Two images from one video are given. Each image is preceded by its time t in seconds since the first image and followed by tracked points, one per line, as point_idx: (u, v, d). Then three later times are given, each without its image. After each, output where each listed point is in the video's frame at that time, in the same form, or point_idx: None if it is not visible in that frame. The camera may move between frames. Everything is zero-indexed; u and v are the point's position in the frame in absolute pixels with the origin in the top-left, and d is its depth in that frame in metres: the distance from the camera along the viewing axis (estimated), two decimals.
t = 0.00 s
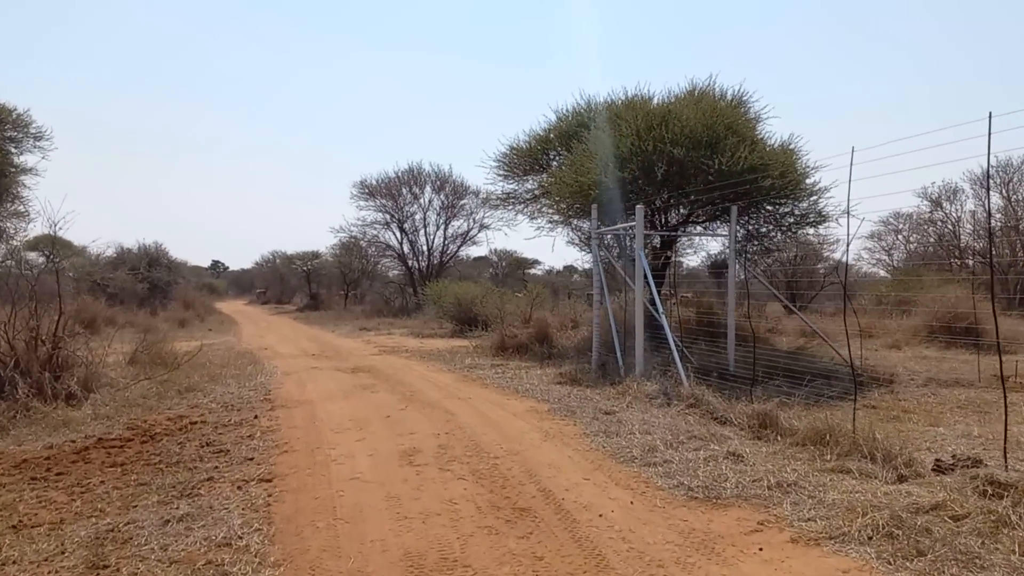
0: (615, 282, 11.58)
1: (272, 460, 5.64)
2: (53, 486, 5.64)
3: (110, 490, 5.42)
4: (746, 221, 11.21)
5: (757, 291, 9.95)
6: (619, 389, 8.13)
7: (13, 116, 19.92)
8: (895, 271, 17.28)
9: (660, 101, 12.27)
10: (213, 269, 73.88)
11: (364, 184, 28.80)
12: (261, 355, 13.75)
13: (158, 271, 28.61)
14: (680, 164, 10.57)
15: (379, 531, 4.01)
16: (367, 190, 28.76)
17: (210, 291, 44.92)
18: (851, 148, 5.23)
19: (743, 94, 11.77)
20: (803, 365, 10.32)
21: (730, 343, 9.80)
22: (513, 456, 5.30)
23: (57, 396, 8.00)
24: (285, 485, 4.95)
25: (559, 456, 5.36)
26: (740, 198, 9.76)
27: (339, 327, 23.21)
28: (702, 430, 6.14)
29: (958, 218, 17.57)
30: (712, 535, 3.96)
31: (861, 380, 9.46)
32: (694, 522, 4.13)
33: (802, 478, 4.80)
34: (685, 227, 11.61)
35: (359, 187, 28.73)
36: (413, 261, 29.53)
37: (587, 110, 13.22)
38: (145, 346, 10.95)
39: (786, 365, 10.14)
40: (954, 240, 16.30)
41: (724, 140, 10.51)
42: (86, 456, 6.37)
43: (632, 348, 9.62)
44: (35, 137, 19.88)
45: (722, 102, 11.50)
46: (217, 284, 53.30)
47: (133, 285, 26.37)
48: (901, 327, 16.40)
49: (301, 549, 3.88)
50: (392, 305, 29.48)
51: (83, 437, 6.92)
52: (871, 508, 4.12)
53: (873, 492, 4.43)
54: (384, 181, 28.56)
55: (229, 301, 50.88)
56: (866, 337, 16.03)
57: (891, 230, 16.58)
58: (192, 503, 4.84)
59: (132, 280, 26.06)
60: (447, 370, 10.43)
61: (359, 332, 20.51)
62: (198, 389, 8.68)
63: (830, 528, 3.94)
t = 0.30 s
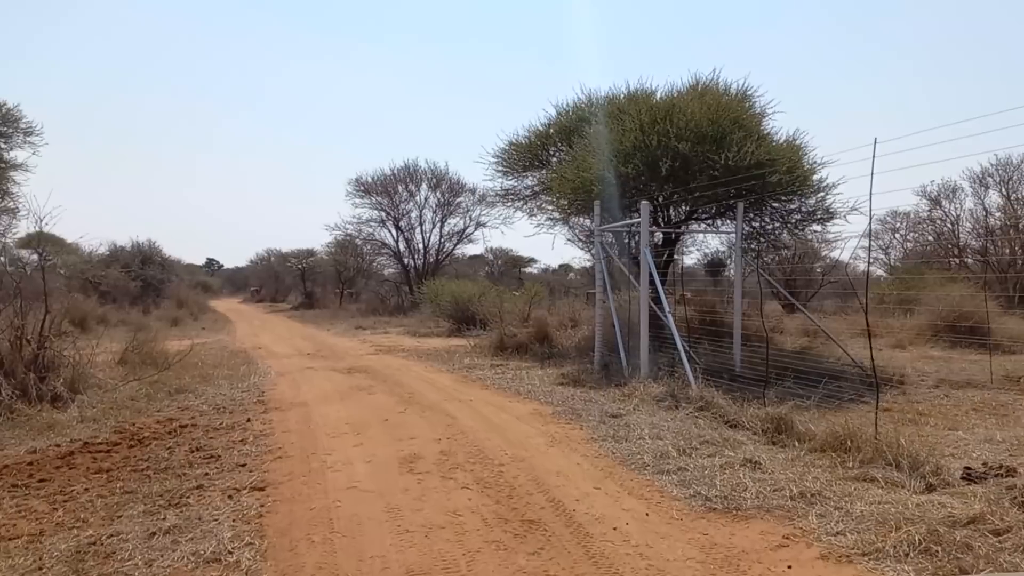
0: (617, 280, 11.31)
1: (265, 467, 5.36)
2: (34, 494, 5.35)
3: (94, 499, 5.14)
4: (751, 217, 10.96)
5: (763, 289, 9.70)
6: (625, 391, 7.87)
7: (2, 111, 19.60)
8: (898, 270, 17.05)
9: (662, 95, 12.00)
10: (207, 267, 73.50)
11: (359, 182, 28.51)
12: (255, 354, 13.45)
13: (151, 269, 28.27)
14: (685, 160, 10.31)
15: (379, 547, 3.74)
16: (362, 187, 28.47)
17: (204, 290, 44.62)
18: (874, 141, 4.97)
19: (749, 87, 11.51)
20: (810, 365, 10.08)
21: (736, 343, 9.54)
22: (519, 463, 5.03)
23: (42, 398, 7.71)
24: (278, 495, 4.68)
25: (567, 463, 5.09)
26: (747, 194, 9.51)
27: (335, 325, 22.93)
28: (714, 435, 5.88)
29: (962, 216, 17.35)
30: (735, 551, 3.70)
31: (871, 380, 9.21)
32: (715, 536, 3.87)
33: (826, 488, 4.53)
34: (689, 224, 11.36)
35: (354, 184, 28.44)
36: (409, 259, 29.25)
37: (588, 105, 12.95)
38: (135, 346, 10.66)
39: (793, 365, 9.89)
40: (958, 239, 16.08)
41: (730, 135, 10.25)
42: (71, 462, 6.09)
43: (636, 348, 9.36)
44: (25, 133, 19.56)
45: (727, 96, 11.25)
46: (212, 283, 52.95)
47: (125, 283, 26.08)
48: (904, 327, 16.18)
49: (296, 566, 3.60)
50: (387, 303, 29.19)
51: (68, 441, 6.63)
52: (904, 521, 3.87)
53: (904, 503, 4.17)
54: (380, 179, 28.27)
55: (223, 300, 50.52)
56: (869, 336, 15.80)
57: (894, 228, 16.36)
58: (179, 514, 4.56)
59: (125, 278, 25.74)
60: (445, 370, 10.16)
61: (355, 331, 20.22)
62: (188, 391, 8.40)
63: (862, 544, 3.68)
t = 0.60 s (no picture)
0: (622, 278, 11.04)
1: (259, 475, 5.08)
2: (12, 502, 5.06)
3: (76, 508, 4.85)
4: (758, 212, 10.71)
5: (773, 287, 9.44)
6: (631, 393, 7.60)
7: None
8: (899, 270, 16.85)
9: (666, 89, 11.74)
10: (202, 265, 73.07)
11: (355, 179, 28.20)
12: (248, 353, 13.14)
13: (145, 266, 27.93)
14: (691, 155, 10.03)
15: (380, 565, 3.47)
16: (358, 184, 28.17)
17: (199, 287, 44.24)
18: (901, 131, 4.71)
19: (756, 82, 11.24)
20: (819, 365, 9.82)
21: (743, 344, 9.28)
22: (526, 472, 4.76)
23: (26, 400, 7.41)
24: (271, 505, 4.39)
25: (577, 471, 4.82)
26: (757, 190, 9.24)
27: (331, 323, 22.64)
28: (729, 441, 5.62)
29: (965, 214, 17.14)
30: (763, 570, 3.43)
31: (883, 380, 8.95)
32: (740, 554, 3.60)
33: (853, 499, 4.26)
34: (694, 222, 11.10)
35: (350, 181, 28.12)
36: (405, 257, 28.96)
37: (590, 99, 12.68)
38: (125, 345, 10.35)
39: (802, 366, 9.63)
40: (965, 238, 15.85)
41: (738, 130, 9.98)
42: (53, 467, 5.80)
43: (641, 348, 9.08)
44: (16, 127, 19.22)
45: (732, 90, 10.99)
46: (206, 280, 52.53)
47: (118, 280, 25.75)
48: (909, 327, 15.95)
49: None
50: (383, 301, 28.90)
51: (51, 445, 6.34)
52: (944, 538, 3.60)
53: (940, 518, 3.90)
54: (376, 176, 27.96)
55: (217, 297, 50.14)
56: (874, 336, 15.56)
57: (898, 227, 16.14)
58: (165, 526, 4.28)
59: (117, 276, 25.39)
60: (444, 370, 9.89)
61: (351, 329, 19.91)
62: (179, 392, 8.11)
63: (899, 562, 3.42)
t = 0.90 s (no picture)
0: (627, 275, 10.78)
1: (253, 482, 4.82)
2: None
3: (59, 518, 4.57)
4: (767, 209, 10.45)
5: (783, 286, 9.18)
6: (640, 395, 7.34)
7: None
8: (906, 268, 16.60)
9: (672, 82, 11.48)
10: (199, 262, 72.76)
11: (353, 175, 27.93)
12: (245, 352, 12.87)
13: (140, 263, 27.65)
14: (700, 149, 9.77)
15: None
16: (356, 181, 27.89)
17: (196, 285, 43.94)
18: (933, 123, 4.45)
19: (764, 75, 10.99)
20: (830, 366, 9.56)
21: (753, 343, 9.02)
22: (536, 481, 4.49)
23: (12, 401, 7.13)
24: (265, 517, 4.13)
25: (590, 480, 4.56)
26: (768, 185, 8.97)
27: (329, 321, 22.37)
28: (746, 447, 5.36)
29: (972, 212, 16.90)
30: None
31: (898, 382, 8.70)
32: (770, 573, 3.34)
33: (886, 512, 4.00)
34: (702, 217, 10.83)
35: (348, 178, 27.85)
36: (404, 254, 28.69)
37: (594, 93, 12.42)
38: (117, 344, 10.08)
39: (813, 366, 9.36)
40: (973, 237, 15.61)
41: (747, 124, 9.72)
42: (38, 473, 5.52)
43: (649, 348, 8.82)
44: (9, 122, 18.93)
45: (740, 83, 10.73)
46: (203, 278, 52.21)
47: (114, 277, 25.48)
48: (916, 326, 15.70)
49: None
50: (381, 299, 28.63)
51: (37, 449, 6.06)
52: (990, 557, 3.34)
53: (982, 533, 3.64)
54: (374, 172, 27.68)
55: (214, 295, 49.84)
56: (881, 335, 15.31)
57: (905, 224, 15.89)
58: (152, 539, 4.00)
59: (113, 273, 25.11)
60: (445, 370, 9.63)
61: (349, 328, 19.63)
62: (172, 393, 7.84)
63: None
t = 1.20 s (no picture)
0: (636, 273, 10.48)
1: (250, 493, 4.53)
2: None
3: (43, 532, 4.28)
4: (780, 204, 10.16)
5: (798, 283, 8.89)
6: (653, 398, 7.06)
7: None
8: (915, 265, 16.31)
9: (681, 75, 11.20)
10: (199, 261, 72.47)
11: (353, 173, 27.63)
12: (244, 352, 12.60)
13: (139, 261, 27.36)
14: (712, 142, 9.48)
15: None
16: (356, 179, 27.60)
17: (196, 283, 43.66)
18: (975, 111, 4.16)
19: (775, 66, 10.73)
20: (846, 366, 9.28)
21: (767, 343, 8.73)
22: (551, 493, 4.21)
23: None
24: (262, 532, 3.84)
25: (609, 491, 4.27)
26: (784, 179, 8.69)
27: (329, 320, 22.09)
28: (771, 454, 5.08)
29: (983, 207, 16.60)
30: None
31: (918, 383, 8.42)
32: None
33: (931, 527, 3.71)
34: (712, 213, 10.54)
35: (348, 175, 27.56)
36: (404, 252, 28.40)
37: (599, 86, 12.13)
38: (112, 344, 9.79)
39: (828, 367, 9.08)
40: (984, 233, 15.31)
41: (760, 116, 9.44)
42: (24, 482, 5.23)
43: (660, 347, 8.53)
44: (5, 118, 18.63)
45: (751, 75, 10.47)
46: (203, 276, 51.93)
47: (113, 276, 25.20)
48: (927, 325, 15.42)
49: None
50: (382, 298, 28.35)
51: (23, 455, 5.77)
52: None
53: None
54: (374, 170, 27.39)
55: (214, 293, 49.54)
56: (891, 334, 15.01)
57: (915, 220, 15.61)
58: (140, 558, 3.71)
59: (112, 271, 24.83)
60: (449, 371, 9.35)
61: (350, 327, 19.35)
62: (166, 396, 7.55)
63: None
